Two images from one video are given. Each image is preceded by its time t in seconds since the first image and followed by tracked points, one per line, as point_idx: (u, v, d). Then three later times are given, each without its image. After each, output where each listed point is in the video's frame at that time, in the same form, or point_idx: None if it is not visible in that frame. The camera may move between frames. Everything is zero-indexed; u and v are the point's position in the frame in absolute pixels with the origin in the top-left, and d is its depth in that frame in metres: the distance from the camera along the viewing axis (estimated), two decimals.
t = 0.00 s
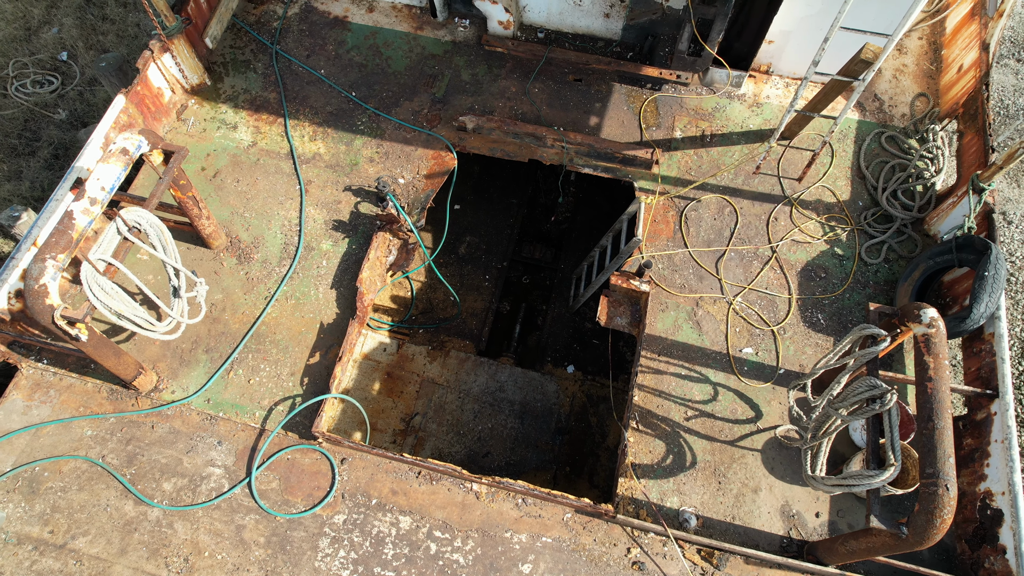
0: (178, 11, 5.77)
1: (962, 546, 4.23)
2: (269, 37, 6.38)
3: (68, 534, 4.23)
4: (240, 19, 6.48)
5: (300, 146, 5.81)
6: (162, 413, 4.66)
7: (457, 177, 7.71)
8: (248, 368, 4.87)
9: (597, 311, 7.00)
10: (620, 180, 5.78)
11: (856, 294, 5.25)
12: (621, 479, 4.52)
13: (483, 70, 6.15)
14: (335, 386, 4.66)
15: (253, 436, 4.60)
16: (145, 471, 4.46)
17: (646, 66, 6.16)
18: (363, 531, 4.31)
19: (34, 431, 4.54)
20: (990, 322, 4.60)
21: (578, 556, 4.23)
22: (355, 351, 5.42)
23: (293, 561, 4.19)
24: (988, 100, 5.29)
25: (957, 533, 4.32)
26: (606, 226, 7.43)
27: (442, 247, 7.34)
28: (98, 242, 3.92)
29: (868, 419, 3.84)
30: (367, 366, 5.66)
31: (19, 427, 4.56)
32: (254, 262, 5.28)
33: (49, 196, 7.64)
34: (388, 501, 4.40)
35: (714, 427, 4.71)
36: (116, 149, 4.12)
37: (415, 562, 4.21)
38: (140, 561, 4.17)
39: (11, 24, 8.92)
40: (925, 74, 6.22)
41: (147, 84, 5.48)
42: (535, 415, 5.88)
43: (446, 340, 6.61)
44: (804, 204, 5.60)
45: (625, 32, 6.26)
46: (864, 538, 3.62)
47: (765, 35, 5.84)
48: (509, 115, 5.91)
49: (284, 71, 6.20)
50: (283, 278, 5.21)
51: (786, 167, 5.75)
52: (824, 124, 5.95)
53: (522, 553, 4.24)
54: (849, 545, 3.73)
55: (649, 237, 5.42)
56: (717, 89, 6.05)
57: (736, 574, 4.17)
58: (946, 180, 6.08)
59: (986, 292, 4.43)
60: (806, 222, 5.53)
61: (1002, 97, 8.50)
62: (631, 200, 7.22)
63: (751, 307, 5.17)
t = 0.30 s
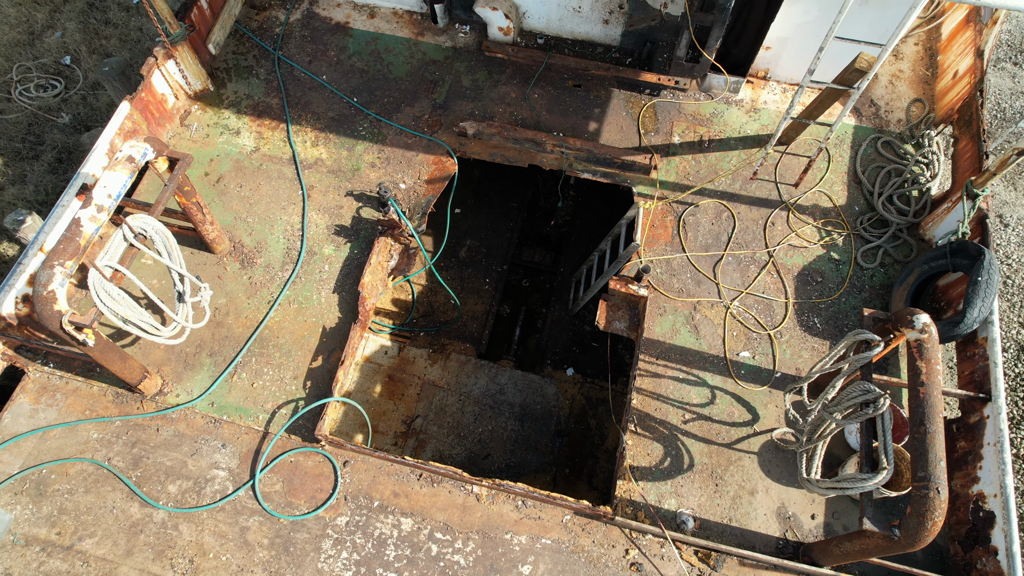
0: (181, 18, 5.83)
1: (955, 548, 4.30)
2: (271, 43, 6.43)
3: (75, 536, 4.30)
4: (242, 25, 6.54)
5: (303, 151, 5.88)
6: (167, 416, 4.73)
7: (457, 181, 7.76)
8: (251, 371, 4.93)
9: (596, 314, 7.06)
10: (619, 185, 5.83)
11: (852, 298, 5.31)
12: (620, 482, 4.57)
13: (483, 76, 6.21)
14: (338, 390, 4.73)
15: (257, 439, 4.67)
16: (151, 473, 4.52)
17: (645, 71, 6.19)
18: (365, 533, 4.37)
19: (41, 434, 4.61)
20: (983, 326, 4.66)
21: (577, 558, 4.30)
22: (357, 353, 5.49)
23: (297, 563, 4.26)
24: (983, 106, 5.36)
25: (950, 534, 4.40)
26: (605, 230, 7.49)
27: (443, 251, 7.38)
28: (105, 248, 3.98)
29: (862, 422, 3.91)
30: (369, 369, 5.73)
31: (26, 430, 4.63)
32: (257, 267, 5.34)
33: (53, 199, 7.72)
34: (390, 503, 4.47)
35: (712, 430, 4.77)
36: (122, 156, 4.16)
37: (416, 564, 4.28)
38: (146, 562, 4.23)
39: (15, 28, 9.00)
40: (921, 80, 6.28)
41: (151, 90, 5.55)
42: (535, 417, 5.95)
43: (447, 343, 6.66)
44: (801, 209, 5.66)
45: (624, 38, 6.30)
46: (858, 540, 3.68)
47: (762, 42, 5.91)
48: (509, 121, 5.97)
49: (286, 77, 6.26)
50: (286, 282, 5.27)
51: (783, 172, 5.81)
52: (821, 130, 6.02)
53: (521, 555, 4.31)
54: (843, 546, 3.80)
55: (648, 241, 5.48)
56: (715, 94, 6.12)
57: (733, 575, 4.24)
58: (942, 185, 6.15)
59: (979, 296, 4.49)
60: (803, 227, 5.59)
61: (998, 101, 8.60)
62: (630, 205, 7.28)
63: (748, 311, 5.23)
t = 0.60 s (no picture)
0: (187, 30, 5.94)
1: (944, 552, 4.41)
2: (275, 54, 6.53)
3: (85, 540, 4.41)
4: (246, 35, 6.64)
5: (306, 161, 5.98)
6: (174, 423, 4.84)
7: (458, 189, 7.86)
8: (256, 379, 5.04)
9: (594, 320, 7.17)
10: (617, 194, 5.93)
11: (845, 306, 5.42)
12: (616, 487, 4.68)
13: (483, 86, 6.30)
14: (341, 397, 4.84)
15: (262, 445, 4.77)
16: (158, 479, 4.64)
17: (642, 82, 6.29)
18: (368, 537, 4.48)
19: (51, 440, 4.72)
20: (972, 334, 4.78)
21: (574, 561, 4.41)
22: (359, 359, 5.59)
23: (301, 566, 4.37)
24: (973, 118, 5.47)
25: (938, 538, 4.51)
26: (604, 237, 7.59)
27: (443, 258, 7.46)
28: (115, 261, 4.08)
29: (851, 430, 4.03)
30: (370, 374, 5.84)
31: (37, 436, 4.74)
32: (262, 275, 5.45)
33: (59, 206, 7.85)
34: (392, 508, 4.58)
35: (706, 436, 4.88)
36: (131, 171, 4.27)
37: (418, 567, 4.38)
38: (154, 565, 4.34)
39: (20, 36, 9.13)
40: (914, 90, 6.38)
41: (158, 102, 5.66)
42: (534, 422, 6.06)
43: (447, 349, 6.75)
44: (795, 218, 5.76)
45: (622, 49, 6.39)
46: (847, 545, 3.79)
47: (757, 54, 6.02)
48: (509, 131, 6.07)
49: (289, 88, 6.36)
50: (289, 291, 5.38)
51: (778, 182, 5.91)
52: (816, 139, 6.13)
53: (520, 558, 4.42)
54: (833, 551, 3.91)
55: (644, 250, 5.58)
56: (712, 104, 6.22)
57: None
58: (934, 194, 6.26)
59: (968, 306, 4.61)
60: (797, 236, 5.69)
61: (993, 107, 8.72)
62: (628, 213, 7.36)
63: (742, 319, 5.34)
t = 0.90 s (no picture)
0: (192, 45, 6.07)
1: (930, 556, 4.56)
2: (278, 66, 6.66)
3: (96, 544, 4.55)
4: (250, 48, 6.76)
5: (309, 173, 6.11)
6: (182, 430, 4.97)
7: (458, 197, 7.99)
8: (261, 387, 5.17)
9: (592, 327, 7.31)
10: (613, 205, 6.07)
11: (836, 315, 5.55)
12: (612, 493, 4.82)
13: (483, 99, 6.43)
14: (344, 405, 4.97)
15: (267, 452, 4.91)
16: (167, 485, 4.77)
17: (639, 95, 6.39)
18: (371, 541, 4.62)
19: (62, 447, 4.86)
20: (958, 344, 4.92)
21: (571, 565, 4.54)
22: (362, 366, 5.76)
23: (306, 570, 4.50)
24: (961, 131, 5.60)
25: (925, 542, 4.66)
26: (601, 244, 7.73)
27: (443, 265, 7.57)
28: (126, 275, 4.21)
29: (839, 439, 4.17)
30: (372, 380, 5.98)
31: (49, 443, 4.88)
32: (267, 285, 5.58)
33: (66, 214, 8.02)
34: (394, 513, 4.71)
35: (700, 443, 5.01)
36: (142, 187, 4.39)
37: (419, 571, 4.52)
38: (163, 569, 4.48)
39: (27, 45, 9.29)
40: (905, 102, 6.51)
41: (164, 116, 5.81)
42: (532, 428, 6.19)
43: (448, 356, 6.87)
44: (788, 228, 5.89)
45: (619, 62, 6.51)
46: (835, 550, 3.93)
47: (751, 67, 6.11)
48: (508, 143, 6.20)
49: (292, 100, 6.49)
50: (294, 301, 5.51)
51: (771, 193, 6.04)
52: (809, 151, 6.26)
53: (519, 562, 4.55)
54: (821, 555, 4.04)
55: (640, 260, 5.71)
56: (706, 117, 6.36)
57: None
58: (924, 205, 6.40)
59: (954, 317, 4.75)
60: (789, 246, 5.82)
61: (986, 114, 8.87)
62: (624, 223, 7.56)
63: (736, 328, 5.47)
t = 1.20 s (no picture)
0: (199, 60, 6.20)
1: (915, 559, 4.71)
2: (282, 79, 6.80)
3: (108, 548, 4.70)
4: (255, 61, 6.90)
5: (313, 185, 6.25)
6: (190, 437, 5.12)
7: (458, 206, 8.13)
8: (267, 395, 5.32)
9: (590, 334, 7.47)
10: (610, 216, 6.22)
11: (827, 324, 5.70)
12: (608, 498, 4.97)
13: (483, 112, 6.58)
14: (348, 413, 5.11)
15: (273, 458, 5.06)
16: (176, 490, 4.92)
17: (635, 107, 6.55)
18: (374, 545, 4.77)
19: (75, 453, 5.01)
20: (943, 354, 5.06)
21: (568, 568, 4.69)
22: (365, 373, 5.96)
23: (312, 573, 4.65)
24: (949, 145, 5.75)
25: (911, 545, 4.81)
26: (599, 253, 7.88)
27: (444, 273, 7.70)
28: (138, 288, 4.36)
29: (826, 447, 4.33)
30: (375, 387, 6.18)
31: (62, 450, 5.03)
32: (272, 295, 5.73)
33: (73, 222, 8.18)
34: (396, 518, 4.86)
35: (694, 449, 5.16)
36: (153, 203, 4.53)
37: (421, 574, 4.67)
38: (173, 572, 4.63)
39: (34, 54, 9.46)
40: (896, 115, 6.66)
41: (172, 129, 5.95)
42: (531, 433, 6.34)
43: (448, 362, 7.01)
44: (781, 239, 6.04)
45: (616, 75, 6.64)
46: (821, 554, 4.09)
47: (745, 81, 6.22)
48: (507, 155, 6.35)
49: (296, 112, 6.63)
50: (298, 310, 5.66)
51: (764, 205, 6.19)
52: (802, 162, 6.41)
53: (517, 565, 4.70)
54: (809, 560, 4.19)
55: (636, 271, 5.86)
56: (702, 129, 6.50)
57: None
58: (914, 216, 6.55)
59: (940, 327, 4.89)
60: (782, 257, 5.97)
61: (979, 122, 9.01)
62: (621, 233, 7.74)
63: (729, 337, 5.62)
